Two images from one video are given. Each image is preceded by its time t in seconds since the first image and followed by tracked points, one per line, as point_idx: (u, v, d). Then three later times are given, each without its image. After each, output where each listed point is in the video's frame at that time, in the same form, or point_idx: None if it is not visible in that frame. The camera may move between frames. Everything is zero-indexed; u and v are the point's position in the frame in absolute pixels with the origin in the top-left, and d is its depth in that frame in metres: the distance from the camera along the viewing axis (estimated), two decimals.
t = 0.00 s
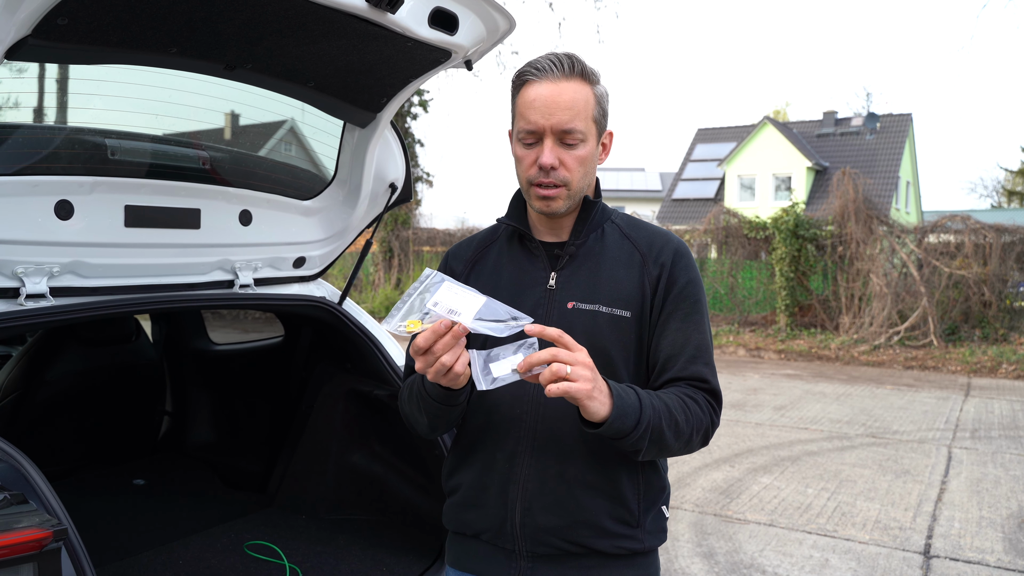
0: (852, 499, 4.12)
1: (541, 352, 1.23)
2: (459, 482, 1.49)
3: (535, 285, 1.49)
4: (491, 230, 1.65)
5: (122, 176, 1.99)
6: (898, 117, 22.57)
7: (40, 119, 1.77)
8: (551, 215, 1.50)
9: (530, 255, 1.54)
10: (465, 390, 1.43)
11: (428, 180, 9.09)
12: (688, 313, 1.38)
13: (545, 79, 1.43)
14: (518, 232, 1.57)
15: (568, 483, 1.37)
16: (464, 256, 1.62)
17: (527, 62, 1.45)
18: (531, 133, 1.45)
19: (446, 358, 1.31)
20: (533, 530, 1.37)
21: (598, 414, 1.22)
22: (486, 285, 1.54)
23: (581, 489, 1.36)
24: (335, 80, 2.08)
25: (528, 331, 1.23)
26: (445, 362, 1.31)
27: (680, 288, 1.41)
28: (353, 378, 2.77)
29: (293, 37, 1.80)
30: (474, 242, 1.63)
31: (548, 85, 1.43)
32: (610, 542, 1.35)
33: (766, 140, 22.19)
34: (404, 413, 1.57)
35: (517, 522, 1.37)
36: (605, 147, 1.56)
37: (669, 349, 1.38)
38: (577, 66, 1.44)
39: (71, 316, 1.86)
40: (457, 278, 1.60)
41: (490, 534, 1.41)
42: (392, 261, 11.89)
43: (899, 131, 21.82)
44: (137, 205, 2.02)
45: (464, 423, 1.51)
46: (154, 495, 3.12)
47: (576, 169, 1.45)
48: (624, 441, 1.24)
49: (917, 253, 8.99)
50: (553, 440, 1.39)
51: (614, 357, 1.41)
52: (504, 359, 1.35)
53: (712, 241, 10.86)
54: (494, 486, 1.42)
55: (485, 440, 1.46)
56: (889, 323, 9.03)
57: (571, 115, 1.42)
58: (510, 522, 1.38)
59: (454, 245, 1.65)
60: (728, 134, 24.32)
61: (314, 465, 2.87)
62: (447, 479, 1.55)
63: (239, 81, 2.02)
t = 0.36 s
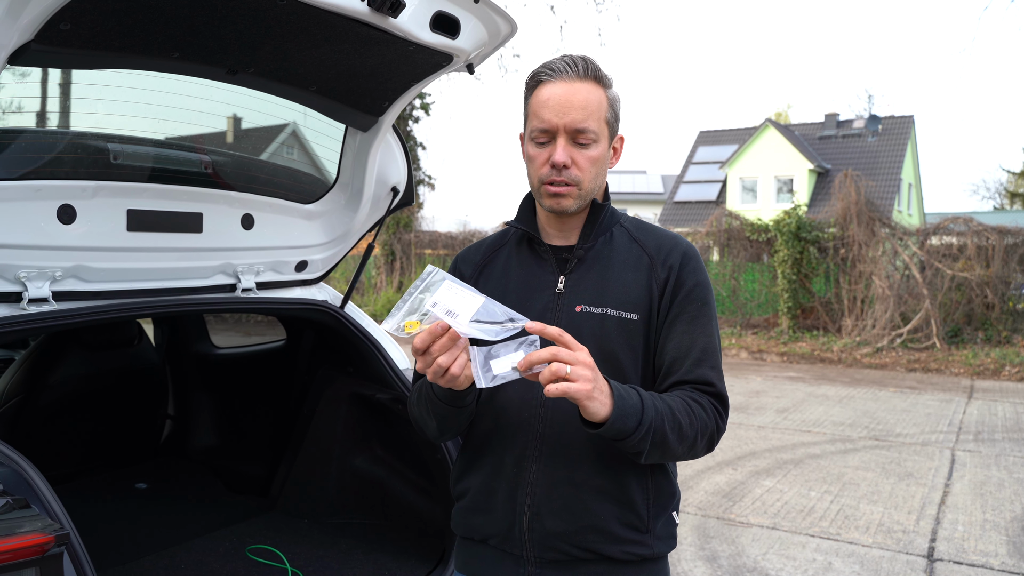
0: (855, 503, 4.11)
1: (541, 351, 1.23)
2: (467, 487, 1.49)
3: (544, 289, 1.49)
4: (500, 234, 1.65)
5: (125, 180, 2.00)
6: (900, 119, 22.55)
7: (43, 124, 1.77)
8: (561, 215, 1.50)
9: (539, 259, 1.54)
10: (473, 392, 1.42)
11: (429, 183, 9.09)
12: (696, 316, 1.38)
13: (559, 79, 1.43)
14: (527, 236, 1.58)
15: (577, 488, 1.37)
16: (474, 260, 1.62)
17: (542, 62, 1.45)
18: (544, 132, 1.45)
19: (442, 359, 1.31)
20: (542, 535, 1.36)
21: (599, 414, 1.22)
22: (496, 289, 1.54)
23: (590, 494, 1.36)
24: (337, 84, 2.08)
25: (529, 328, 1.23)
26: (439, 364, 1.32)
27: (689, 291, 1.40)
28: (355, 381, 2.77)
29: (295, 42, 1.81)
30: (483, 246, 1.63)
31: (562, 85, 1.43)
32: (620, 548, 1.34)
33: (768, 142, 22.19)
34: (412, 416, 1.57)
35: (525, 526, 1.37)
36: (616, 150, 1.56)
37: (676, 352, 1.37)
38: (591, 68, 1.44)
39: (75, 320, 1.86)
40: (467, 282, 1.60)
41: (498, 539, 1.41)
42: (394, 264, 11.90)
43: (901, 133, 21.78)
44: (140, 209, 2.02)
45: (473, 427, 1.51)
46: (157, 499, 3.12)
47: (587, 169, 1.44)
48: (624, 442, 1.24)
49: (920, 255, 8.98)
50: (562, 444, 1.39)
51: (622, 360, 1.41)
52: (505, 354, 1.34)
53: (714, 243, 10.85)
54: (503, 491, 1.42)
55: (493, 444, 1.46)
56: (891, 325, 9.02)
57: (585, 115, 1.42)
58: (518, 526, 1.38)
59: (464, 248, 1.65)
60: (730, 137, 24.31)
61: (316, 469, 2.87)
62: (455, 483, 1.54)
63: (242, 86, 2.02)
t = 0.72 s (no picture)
0: (857, 503, 4.10)
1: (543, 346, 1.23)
2: (469, 488, 1.48)
3: (546, 290, 1.49)
4: (504, 236, 1.65)
5: (126, 183, 2.00)
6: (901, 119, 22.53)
7: (44, 126, 1.77)
8: (567, 211, 1.49)
9: (542, 260, 1.53)
10: (475, 391, 1.42)
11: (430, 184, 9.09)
12: (699, 316, 1.38)
13: (570, 77, 1.44)
14: (531, 237, 1.57)
15: (578, 490, 1.37)
16: (477, 262, 1.62)
17: (552, 60, 1.47)
18: (554, 128, 1.45)
19: (440, 347, 1.30)
20: (544, 537, 1.36)
21: (601, 409, 1.21)
22: (498, 291, 1.54)
23: (592, 495, 1.36)
24: (337, 86, 2.08)
25: (534, 320, 1.22)
26: (434, 352, 1.31)
27: (691, 291, 1.40)
28: (356, 383, 2.76)
29: (296, 44, 1.81)
30: (486, 248, 1.63)
31: (573, 82, 1.44)
32: (621, 550, 1.34)
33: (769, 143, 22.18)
34: (416, 416, 1.57)
35: (527, 528, 1.37)
36: (621, 154, 1.56)
37: (679, 352, 1.37)
38: (600, 68, 1.46)
39: (75, 322, 1.86)
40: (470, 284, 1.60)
41: (500, 541, 1.41)
42: (396, 265, 11.89)
43: (902, 133, 21.76)
44: (141, 211, 2.02)
45: (475, 429, 1.51)
46: (158, 501, 3.12)
47: (596, 165, 1.44)
48: (627, 439, 1.24)
49: (921, 256, 8.97)
50: (564, 446, 1.39)
51: (625, 361, 1.41)
52: (505, 352, 1.32)
53: (716, 244, 10.84)
54: (504, 492, 1.42)
55: (495, 446, 1.46)
56: (892, 326, 9.01)
57: (595, 111, 1.43)
58: (520, 528, 1.38)
59: (467, 251, 1.65)
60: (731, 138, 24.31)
61: (318, 470, 2.87)
62: (457, 485, 1.54)
63: (242, 88, 2.02)
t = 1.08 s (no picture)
0: (858, 505, 4.09)
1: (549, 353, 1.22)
2: (470, 489, 1.48)
3: (547, 293, 1.49)
4: (503, 238, 1.65)
5: (127, 184, 2.00)
6: (902, 121, 22.53)
7: (45, 127, 1.78)
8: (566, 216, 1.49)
9: (542, 262, 1.53)
10: (474, 394, 1.42)
11: (430, 185, 9.09)
12: (700, 317, 1.37)
13: (567, 81, 1.44)
14: (531, 239, 1.57)
15: (580, 491, 1.36)
16: (477, 264, 1.61)
17: (549, 64, 1.46)
18: (552, 133, 1.45)
19: (442, 356, 1.30)
20: (545, 538, 1.36)
21: (607, 417, 1.21)
22: (499, 293, 1.54)
23: (593, 497, 1.36)
24: (338, 87, 2.08)
25: (539, 328, 1.20)
26: (439, 361, 1.30)
27: (692, 293, 1.40)
28: (357, 384, 2.76)
29: (297, 45, 1.81)
30: (486, 250, 1.63)
31: (571, 86, 1.43)
32: (622, 551, 1.34)
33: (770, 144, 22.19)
34: (416, 419, 1.57)
35: (528, 529, 1.37)
36: (621, 154, 1.56)
37: (680, 354, 1.37)
38: (598, 71, 1.45)
39: (75, 323, 1.86)
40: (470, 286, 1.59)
41: (501, 543, 1.40)
42: (397, 266, 11.90)
43: (903, 134, 21.75)
44: (142, 212, 2.02)
45: (475, 430, 1.51)
46: (159, 503, 3.12)
47: (595, 170, 1.44)
48: (632, 445, 1.24)
49: (922, 257, 8.97)
50: (565, 448, 1.39)
51: (626, 362, 1.41)
52: (510, 358, 1.33)
53: (717, 245, 10.83)
54: (505, 494, 1.41)
55: (495, 447, 1.46)
56: (894, 327, 9.00)
57: (593, 116, 1.42)
58: (521, 529, 1.38)
59: (467, 253, 1.65)
60: (732, 139, 24.31)
61: (319, 471, 2.87)
62: (457, 486, 1.54)
63: (243, 89, 2.03)
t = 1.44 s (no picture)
0: (858, 504, 4.09)
1: (560, 349, 1.21)
2: (471, 489, 1.48)
3: (546, 292, 1.49)
4: (501, 237, 1.64)
5: (126, 183, 2.00)
6: (902, 120, 22.51)
7: (45, 127, 1.78)
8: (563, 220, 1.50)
9: (541, 262, 1.53)
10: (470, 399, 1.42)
11: (430, 185, 9.09)
12: (700, 317, 1.37)
13: (561, 84, 1.43)
14: (529, 238, 1.57)
15: (580, 490, 1.36)
16: (475, 263, 1.61)
17: (542, 66, 1.45)
18: (547, 138, 1.44)
19: (442, 366, 1.31)
20: (546, 537, 1.36)
21: (616, 415, 1.21)
22: (497, 292, 1.54)
23: (594, 495, 1.36)
24: (338, 86, 2.08)
25: (557, 320, 1.21)
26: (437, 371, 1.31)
27: (692, 292, 1.40)
28: (357, 384, 2.77)
29: (297, 44, 1.81)
30: (485, 249, 1.63)
31: (565, 89, 1.43)
32: (623, 549, 1.34)
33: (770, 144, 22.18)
34: (414, 420, 1.56)
35: (529, 528, 1.37)
36: (619, 152, 1.56)
37: (681, 354, 1.37)
38: (593, 72, 1.44)
39: (75, 323, 1.86)
40: (468, 285, 1.59)
41: (502, 541, 1.40)
42: (397, 266, 11.91)
43: (903, 134, 21.73)
44: (142, 212, 2.02)
45: (475, 430, 1.51)
46: (160, 503, 3.12)
47: (591, 174, 1.44)
48: (640, 444, 1.23)
49: (922, 256, 8.97)
50: (566, 446, 1.39)
51: (626, 361, 1.41)
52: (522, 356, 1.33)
53: (717, 245, 10.82)
54: (506, 493, 1.41)
55: (496, 447, 1.46)
56: (894, 326, 9.01)
57: (588, 120, 1.42)
58: (522, 528, 1.38)
59: (465, 252, 1.64)
60: (732, 139, 24.31)
61: (319, 471, 2.87)
62: (458, 485, 1.54)
63: (243, 89, 2.03)
